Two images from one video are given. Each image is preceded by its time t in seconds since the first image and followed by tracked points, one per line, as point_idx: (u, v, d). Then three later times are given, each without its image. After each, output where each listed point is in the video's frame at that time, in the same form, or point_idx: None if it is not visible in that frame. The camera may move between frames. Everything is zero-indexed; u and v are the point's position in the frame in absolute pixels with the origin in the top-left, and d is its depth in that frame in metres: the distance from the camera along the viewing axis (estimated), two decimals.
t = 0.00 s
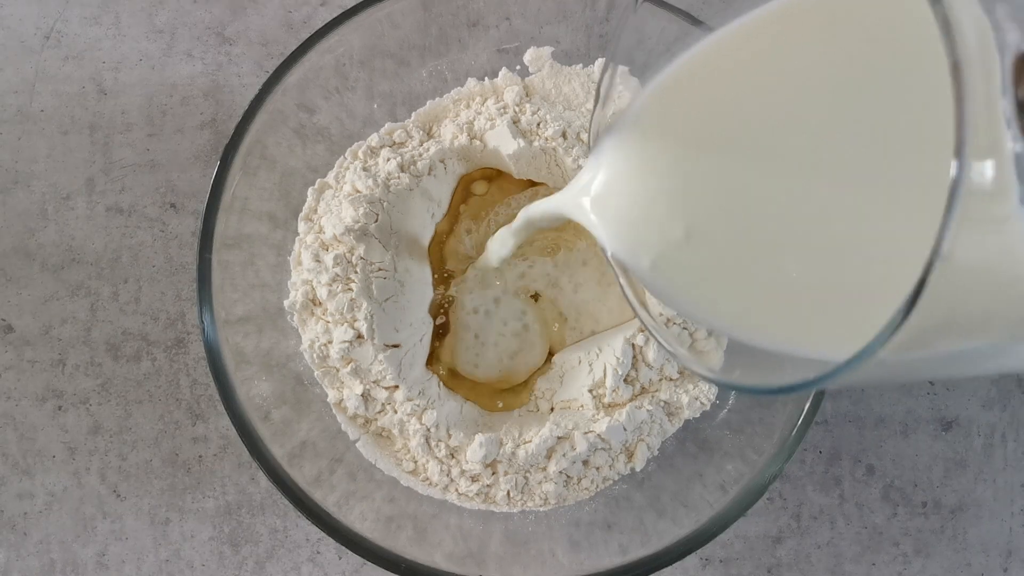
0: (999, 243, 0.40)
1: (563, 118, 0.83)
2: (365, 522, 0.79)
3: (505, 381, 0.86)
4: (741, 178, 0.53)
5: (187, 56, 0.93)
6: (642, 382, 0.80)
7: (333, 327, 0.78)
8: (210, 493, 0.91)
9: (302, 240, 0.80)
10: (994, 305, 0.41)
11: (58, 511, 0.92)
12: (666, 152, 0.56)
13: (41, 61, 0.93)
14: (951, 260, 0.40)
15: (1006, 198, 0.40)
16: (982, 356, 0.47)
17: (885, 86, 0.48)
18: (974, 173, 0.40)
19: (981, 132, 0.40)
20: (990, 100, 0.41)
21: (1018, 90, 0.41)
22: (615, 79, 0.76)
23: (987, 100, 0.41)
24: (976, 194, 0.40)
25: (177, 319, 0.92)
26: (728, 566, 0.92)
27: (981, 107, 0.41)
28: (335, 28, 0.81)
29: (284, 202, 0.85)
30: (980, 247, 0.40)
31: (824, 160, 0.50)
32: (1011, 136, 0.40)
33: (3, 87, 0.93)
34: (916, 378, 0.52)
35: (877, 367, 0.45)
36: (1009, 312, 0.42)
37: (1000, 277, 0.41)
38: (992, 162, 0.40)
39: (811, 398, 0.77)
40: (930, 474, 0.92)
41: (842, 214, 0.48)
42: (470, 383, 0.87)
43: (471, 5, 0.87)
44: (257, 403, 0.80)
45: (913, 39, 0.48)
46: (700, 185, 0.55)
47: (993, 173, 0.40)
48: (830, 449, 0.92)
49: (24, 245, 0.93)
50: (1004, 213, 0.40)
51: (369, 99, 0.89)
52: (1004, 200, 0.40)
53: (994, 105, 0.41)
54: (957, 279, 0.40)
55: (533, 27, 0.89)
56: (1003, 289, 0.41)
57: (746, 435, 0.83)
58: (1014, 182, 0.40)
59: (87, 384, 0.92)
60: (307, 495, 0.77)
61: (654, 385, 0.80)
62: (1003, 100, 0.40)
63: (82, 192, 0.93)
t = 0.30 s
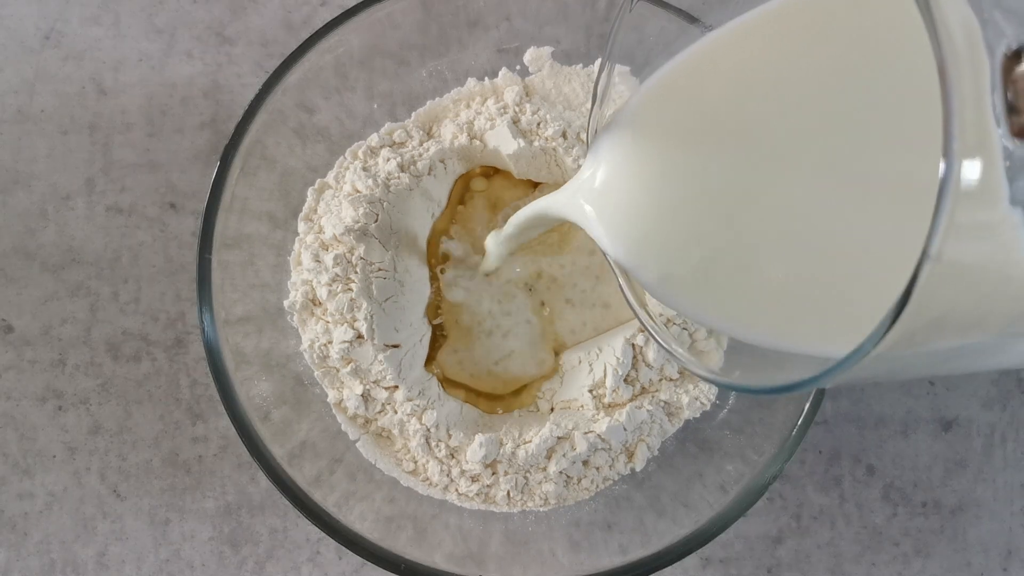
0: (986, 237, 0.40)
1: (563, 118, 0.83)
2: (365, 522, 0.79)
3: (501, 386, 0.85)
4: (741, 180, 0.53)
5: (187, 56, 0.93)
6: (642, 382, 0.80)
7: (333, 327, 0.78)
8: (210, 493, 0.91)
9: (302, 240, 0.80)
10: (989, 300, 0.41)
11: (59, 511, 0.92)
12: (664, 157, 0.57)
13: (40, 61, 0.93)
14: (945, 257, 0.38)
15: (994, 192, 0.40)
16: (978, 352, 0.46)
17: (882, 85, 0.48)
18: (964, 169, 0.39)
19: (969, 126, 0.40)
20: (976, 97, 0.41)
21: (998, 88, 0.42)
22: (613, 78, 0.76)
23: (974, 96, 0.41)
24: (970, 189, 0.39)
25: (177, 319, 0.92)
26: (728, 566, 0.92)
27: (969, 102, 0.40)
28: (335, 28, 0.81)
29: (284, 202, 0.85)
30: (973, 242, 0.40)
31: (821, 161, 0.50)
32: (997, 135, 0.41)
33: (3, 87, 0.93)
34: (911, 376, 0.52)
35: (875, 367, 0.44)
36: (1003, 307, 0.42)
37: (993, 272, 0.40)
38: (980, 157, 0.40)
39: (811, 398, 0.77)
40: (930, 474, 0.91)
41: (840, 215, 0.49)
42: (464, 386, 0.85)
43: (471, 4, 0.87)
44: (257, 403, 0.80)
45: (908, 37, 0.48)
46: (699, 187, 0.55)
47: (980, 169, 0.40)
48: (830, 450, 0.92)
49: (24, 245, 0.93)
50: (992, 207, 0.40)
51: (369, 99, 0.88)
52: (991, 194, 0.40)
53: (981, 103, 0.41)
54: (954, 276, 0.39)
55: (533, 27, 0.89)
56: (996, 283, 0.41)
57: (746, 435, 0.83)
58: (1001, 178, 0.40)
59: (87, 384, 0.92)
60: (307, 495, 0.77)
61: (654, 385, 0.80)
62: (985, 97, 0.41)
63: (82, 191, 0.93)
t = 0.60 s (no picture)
0: (982, 238, 0.40)
1: (563, 118, 0.83)
2: (365, 522, 0.79)
3: (501, 389, 0.85)
4: (742, 182, 0.54)
5: (187, 56, 0.93)
6: (642, 382, 0.80)
7: (333, 327, 0.78)
8: (210, 493, 0.91)
9: (302, 240, 0.80)
10: (984, 302, 0.41)
11: (59, 511, 0.92)
12: (666, 161, 0.58)
13: (40, 61, 0.93)
14: (941, 262, 0.38)
15: (989, 193, 0.40)
16: (978, 352, 0.46)
17: (882, 86, 0.48)
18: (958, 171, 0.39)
19: (964, 128, 0.40)
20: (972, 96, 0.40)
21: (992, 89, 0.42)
22: (614, 78, 0.75)
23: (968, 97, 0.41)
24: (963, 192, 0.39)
25: (177, 319, 0.92)
26: (729, 566, 0.92)
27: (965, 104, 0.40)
28: (335, 28, 0.81)
29: (283, 202, 0.85)
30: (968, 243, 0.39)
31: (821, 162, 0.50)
32: (989, 134, 0.41)
33: (3, 87, 0.93)
34: (909, 376, 0.52)
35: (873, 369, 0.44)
36: (1001, 307, 0.42)
37: (989, 273, 0.40)
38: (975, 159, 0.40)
39: (811, 398, 0.77)
40: (930, 474, 0.91)
41: (839, 215, 0.48)
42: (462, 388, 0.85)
43: (471, 4, 0.87)
44: (256, 403, 0.80)
45: (909, 38, 0.47)
46: (701, 189, 0.56)
47: (973, 171, 0.40)
48: (830, 449, 0.92)
49: (24, 245, 0.93)
50: (988, 207, 0.40)
51: (369, 98, 0.88)
52: (986, 195, 0.40)
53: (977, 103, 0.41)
54: (950, 278, 0.39)
55: (533, 27, 0.89)
56: (993, 283, 0.41)
57: (746, 435, 0.83)
58: (994, 179, 0.40)
59: (87, 384, 0.92)
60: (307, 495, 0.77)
61: (654, 385, 0.80)
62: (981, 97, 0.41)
63: (82, 191, 0.93)
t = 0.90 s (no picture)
0: (977, 236, 0.40)
1: (563, 118, 0.83)
2: (365, 522, 0.79)
3: (501, 391, 0.84)
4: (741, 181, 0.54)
5: (187, 56, 0.93)
6: (642, 382, 0.80)
7: (333, 327, 0.78)
8: (210, 493, 0.91)
9: (302, 240, 0.80)
10: (978, 298, 0.41)
11: (59, 511, 0.92)
12: (663, 162, 0.58)
13: (40, 60, 0.93)
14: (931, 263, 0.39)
15: (983, 191, 0.40)
16: (976, 350, 0.46)
17: (881, 85, 0.48)
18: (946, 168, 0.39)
19: (955, 128, 0.40)
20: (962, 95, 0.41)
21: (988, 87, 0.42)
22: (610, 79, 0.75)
23: (959, 96, 0.41)
24: (954, 190, 0.39)
25: (177, 319, 0.92)
26: (728, 566, 0.92)
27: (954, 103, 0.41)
28: (335, 28, 0.81)
29: (284, 202, 0.85)
30: (960, 241, 0.39)
31: (819, 162, 0.50)
32: (981, 128, 0.41)
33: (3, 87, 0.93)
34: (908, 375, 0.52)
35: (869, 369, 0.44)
36: (997, 305, 0.42)
37: (983, 271, 0.40)
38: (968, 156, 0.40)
39: (811, 398, 0.77)
40: (930, 474, 0.91)
41: (836, 215, 0.48)
42: (460, 389, 0.84)
43: (471, 4, 0.87)
44: (257, 403, 0.80)
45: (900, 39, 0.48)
46: (701, 190, 0.56)
47: (964, 168, 0.40)
48: (830, 449, 0.92)
49: (23, 245, 0.93)
50: (982, 205, 0.40)
51: (370, 99, 0.88)
52: (980, 192, 0.40)
53: (967, 103, 0.41)
54: (941, 276, 0.39)
55: (533, 27, 0.89)
56: (988, 281, 0.41)
57: (746, 435, 0.83)
58: (989, 175, 0.40)
59: (87, 384, 0.92)
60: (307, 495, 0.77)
61: (654, 385, 0.80)
62: (973, 95, 0.41)
63: (82, 191, 0.93)
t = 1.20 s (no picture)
0: (969, 233, 0.40)
1: (563, 118, 0.83)
2: (365, 522, 0.79)
3: (501, 393, 0.84)
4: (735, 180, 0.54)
5: (187, 56, 0.93)
6: (642, 382, 0.80)
7: (333, 327, 0.78)
8: (210, 493, 0.91)
9: (302, 240, 0.80)
10: (971, 295, 0.41)
11: (58, 511, 0.92)
12: (656, 160, 0.58)
13: (40, 60, 0.93)
14: (921, 262, 0.39)
15: (974, 187, 0.41)
16: (971, 347, 0.46)
17: (868, 87, 0.49)
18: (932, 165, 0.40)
19: (941, 127, 0.41)
20: (948, 94, 0.41)
21: (973, 86, 0.42)
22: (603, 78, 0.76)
23: (945, 95, 0.42)
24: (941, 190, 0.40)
25: (177, 319, 0.92)
26: (729, 567, 0.92)
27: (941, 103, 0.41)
28: (335, 28, 0.80)
29: (284, 202, 0.85)
30: (951, 238, 0.40)
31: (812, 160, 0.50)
32: (967, 124, 0.41)
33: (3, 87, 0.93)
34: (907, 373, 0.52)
35: (865, 367, 0.45)
36: (989, 302, 0.42)
37: (975, 267, 0.41)
38: (957, 153, 0.41)
39: (811, 398, 0.77)
40: (930, 474, 0.91)
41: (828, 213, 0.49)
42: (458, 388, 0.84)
43: (471, 4, 0.87)
44: (256, 403, 0.80)
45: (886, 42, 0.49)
46: (694, 189, 0.56)
47: (950, 167, 0.41)
48: (830, 449, 0.92)
49: (23, 245, 0.93)
50: (972, 202, 0.41)
51: (370, 99, 0.88)
52: (970, 189, 0.40)
53: (954, 101, 0.41)
54: (931, 274, 0.40)
55: (533, 27, 0.89)
56: (980, 278, 0.41)
57: (746, 435, 0.83)
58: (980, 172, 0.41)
59: (87, 384, 0.92)
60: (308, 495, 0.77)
61: (654, 385, 0.80)
62: (960, 94, 0.42)
63: (82, 191, 0.93)
